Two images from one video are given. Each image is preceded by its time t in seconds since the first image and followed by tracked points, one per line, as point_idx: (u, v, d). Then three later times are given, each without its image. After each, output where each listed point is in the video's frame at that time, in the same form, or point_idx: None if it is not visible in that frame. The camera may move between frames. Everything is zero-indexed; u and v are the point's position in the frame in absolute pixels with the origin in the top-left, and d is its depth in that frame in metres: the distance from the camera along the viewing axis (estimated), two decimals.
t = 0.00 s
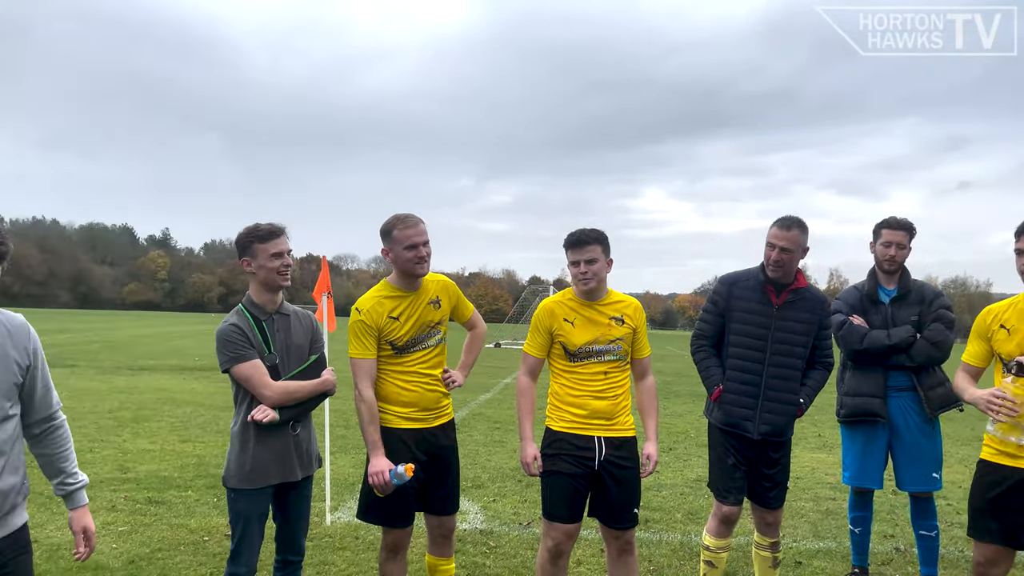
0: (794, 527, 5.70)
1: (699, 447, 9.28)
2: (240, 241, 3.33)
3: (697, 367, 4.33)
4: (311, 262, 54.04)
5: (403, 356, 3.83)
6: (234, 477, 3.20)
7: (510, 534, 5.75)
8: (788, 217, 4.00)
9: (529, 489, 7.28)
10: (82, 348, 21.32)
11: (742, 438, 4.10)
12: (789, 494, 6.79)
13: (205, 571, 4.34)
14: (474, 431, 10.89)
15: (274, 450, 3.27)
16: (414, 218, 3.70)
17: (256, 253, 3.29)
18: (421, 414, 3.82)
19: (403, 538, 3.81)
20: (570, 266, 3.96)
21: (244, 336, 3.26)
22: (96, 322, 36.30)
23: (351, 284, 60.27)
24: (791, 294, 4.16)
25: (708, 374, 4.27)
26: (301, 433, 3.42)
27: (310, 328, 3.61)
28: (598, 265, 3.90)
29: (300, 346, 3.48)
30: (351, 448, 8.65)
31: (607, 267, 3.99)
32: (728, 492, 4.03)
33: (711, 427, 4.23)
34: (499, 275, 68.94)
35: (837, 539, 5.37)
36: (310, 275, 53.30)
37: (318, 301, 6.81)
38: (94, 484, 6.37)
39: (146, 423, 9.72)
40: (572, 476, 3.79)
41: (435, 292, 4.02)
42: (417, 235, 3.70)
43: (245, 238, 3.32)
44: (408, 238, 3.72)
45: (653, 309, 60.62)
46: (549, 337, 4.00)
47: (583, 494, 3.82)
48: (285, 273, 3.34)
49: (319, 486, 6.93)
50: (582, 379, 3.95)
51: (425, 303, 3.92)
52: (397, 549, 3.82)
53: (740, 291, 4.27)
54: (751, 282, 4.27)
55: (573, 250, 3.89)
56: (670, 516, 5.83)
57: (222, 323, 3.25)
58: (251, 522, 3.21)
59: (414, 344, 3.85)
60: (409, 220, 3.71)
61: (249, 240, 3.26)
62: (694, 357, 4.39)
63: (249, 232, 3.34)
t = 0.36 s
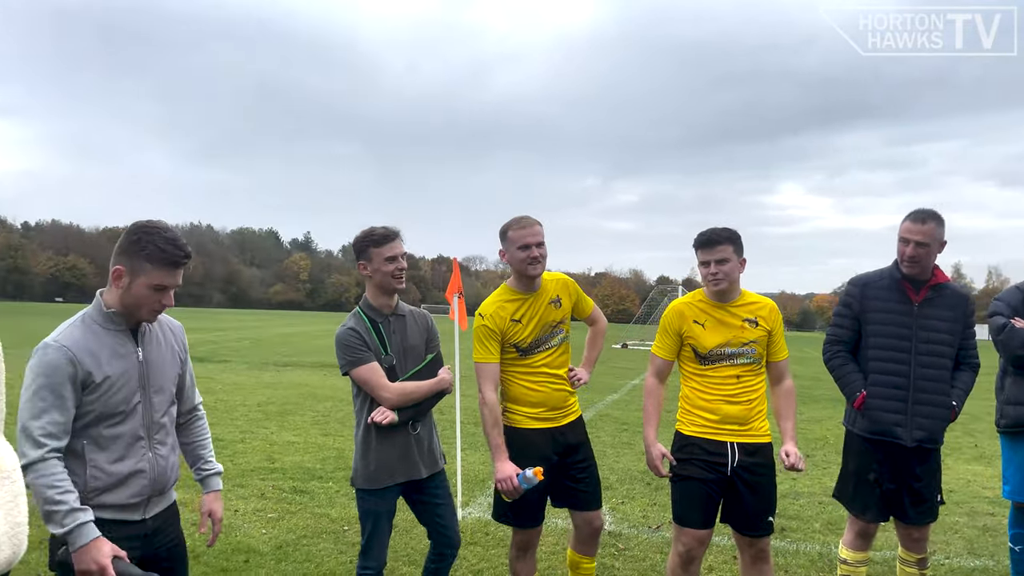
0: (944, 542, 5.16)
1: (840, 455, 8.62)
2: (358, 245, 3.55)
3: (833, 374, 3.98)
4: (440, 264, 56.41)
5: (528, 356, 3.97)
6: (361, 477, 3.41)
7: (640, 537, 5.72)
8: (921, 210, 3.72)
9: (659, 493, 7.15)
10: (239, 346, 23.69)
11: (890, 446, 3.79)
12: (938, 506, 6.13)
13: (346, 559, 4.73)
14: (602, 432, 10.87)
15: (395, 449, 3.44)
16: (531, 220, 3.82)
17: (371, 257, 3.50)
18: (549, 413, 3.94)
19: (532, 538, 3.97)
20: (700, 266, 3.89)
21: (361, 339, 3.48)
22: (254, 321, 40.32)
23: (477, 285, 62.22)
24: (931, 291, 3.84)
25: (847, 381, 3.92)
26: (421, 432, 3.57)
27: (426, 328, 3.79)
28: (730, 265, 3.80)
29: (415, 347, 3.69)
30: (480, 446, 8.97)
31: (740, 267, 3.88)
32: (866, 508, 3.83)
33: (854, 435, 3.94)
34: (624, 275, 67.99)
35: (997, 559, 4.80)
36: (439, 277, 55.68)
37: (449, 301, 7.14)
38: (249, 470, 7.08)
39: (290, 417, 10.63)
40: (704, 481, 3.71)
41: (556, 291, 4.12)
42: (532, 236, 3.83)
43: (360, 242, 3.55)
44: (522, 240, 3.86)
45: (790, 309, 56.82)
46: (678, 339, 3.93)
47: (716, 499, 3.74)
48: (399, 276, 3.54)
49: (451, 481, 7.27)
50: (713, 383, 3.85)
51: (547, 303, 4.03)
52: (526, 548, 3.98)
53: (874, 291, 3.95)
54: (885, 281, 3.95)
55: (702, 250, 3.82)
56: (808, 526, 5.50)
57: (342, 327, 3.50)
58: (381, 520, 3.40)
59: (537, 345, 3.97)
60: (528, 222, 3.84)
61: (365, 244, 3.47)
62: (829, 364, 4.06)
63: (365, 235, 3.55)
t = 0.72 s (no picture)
0: None
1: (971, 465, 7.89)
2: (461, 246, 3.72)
3: (947, 381, 3.72)
4: (540, 264, 56.79)
5: (642, 353, 3.97)
6: (461, 473, 3.58)
7: (749, 544, 5.55)
8: None
9: (768, 498, 6.90)
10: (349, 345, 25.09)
11: (1015, 455, 3.50)
12: None
13: (452, 555, 4.97)
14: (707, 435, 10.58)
15: (492, 446, 3.58)
16: (644, 215, 3.85)
17: (466, 258, 3.67)
18: (662, 415, 3.93)
19: (641, 541, 4.02)
20: (812, 266, 3.75)
21: (460, 334, 3.67)
22: (363, 322, 42.54)
23: (577, 285, 62.06)
24: None
25: (962, 388, 3.64)
26: (519, 430, 3.67)
27: (527, 327, 3.90)
28: (844, 265, 3.63)
29: (516, 346, 3.80)
30: (583, 446, 9.03)
31: (856, 266, 3.70)
32: (987, 524, 3.64)
33: (974, 444, 3.68)
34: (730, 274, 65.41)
35: None
36: (539, 277, 56.10)
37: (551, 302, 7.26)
38: (362, 464, 7.55)
39: (397, 414, 11.17)
40: (815, 488, 3.57)
41: (674, 291, 4.09)
42: (648, 232, 3.85)
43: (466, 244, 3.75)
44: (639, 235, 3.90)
45: (919, 309, 52.16)
46: (789, 341, 3.82)
47: (829, 508, 3.59)
48: (490, 280, 3.65)
49: (555, 481, 7.39)
50: (826, 386, 3.69)
51: (664, 302, 4.02)
52: (636, 551, 4.04)
53: (989, 292, 3.63)
54: (1002, 281, 3.61)
55: (813, 249, 3.68)
56: (929, 539, 5.12)
57: (444, 322, 3.70)
58: (482, 519, 3.55)
59: (652, 342, 3.98)
60: (642, 217, 3.86)
61: (465, 244, 3.66)
62: (944, 370, 3.77)
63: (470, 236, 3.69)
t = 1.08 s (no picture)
0: None
1: None
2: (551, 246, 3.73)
3: None
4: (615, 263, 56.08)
5: (747, 351, 3.82)
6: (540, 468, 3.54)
7: (835, 552, 5.24)
8: None
9: (855, 506, 6.51)
10: (427, 344, 25.66)
11: None
12: None
13: (529, 555, 4.97)
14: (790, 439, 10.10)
15: (572, 446, 3.53)
16: (770, 211, 3.73)
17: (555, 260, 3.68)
18: (761, 417, 3.76)
19: (732, 547, 3.85)
20: (902, 265, 3.49)
21: (543, 333, 3.69)
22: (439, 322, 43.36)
23: (654, 285, 60.84)
24: None
25: None
26: (601, 431, 3.61)
27: (614, 327, 3.83)
28: (938, 263, 3.36)
29: (601, 347, 3.74)
30: (662, 449, 8.82)
31: (950, 266, 3.42)
32: None
33: None
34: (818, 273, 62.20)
35: None
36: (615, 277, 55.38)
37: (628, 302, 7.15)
38: (440, 462, 7.68)
39: (474, 413, 11.31)
40: (906, 497, 3.31)
41: (791, 296, 3.93)
42: (771, 229, 3.73)
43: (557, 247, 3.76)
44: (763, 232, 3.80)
45: None
46: (877, 344, 3.56)
47: (922, 517, 3.32)
48: (574, 282, 3.64)
49: (632, 483, 7.25)
50: (918, 391, 3.41)
51: (778, 305, 3.87)
52: (725, 555, 3.87)
53: None
54: None
55: (903, 248, 3.42)
56: None
57: (530, 320, 3.74)
58: (561, 517, 3.50)
59: (759, 341, 3.82)
60: (767, 214, 3.75)
61: (555, 247, 3.66)
62: None
63: (562, 239, 3.67)
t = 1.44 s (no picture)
0: None
1: None
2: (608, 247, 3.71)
3: None
4: (663, 263, 55.33)
5: (816, 351, 3.71)
6: (600, 467, 3.48)
7: (893, 558, 5.01)
8: None
9: (914, 512, 6.21)
10: (474, 343, 25.85)
11: None
12: None
13: (578, 556, 4.94)
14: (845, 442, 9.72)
15: (626, 444, 3.48)
16: (864, 212, 3.61)
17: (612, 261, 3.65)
18: (815, 417, 3.64)
19: (788, 548, 3.68)
20: (963, 264, 3.31)
21: (600, 330, 3.65)
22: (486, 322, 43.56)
23: (703, 284, 59.65)
24: None
25: None
26: (655, 430, 3.54)
27: (670, 327, 3.77)
28: (1003, 262, 3.17)
29: (657, 347, 3.68)
30: (712, 451, 8.62)
31: (1015, 264, 3.22)
32: None
33: None
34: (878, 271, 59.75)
35: None
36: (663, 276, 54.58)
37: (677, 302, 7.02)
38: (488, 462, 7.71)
39: (522, 413, 11.30)
40: (969, 504, 3.14)
41: (874, 303, 3.75)
42: (859, 230, 3.60)
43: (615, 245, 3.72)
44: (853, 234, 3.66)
45: None
46: (937, 345, 3.37)
47: (984, 525, 3.15)
48: (632, 283, 3.58)
49: (681, 485, 7.11)
50: (981, 395, 3.22)
51: (857, 309, 3.71)
52: (780, 557, 3.70)
53: None
54: None
55: (965, 246, 3.24)
56: None
57: (586, 316, 3.70)
58: (612, 514, 3.45)
59: (830, 342, 3.69)
60: (864, 216, 3.62)
61: (613, 245, 3.65)
62: None
63: (619, 237, 3.67)
